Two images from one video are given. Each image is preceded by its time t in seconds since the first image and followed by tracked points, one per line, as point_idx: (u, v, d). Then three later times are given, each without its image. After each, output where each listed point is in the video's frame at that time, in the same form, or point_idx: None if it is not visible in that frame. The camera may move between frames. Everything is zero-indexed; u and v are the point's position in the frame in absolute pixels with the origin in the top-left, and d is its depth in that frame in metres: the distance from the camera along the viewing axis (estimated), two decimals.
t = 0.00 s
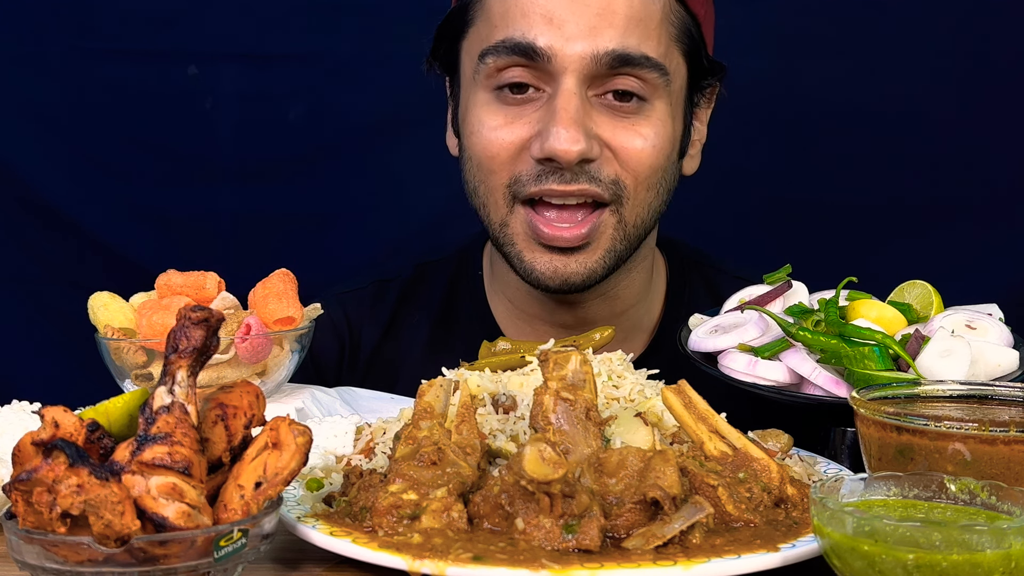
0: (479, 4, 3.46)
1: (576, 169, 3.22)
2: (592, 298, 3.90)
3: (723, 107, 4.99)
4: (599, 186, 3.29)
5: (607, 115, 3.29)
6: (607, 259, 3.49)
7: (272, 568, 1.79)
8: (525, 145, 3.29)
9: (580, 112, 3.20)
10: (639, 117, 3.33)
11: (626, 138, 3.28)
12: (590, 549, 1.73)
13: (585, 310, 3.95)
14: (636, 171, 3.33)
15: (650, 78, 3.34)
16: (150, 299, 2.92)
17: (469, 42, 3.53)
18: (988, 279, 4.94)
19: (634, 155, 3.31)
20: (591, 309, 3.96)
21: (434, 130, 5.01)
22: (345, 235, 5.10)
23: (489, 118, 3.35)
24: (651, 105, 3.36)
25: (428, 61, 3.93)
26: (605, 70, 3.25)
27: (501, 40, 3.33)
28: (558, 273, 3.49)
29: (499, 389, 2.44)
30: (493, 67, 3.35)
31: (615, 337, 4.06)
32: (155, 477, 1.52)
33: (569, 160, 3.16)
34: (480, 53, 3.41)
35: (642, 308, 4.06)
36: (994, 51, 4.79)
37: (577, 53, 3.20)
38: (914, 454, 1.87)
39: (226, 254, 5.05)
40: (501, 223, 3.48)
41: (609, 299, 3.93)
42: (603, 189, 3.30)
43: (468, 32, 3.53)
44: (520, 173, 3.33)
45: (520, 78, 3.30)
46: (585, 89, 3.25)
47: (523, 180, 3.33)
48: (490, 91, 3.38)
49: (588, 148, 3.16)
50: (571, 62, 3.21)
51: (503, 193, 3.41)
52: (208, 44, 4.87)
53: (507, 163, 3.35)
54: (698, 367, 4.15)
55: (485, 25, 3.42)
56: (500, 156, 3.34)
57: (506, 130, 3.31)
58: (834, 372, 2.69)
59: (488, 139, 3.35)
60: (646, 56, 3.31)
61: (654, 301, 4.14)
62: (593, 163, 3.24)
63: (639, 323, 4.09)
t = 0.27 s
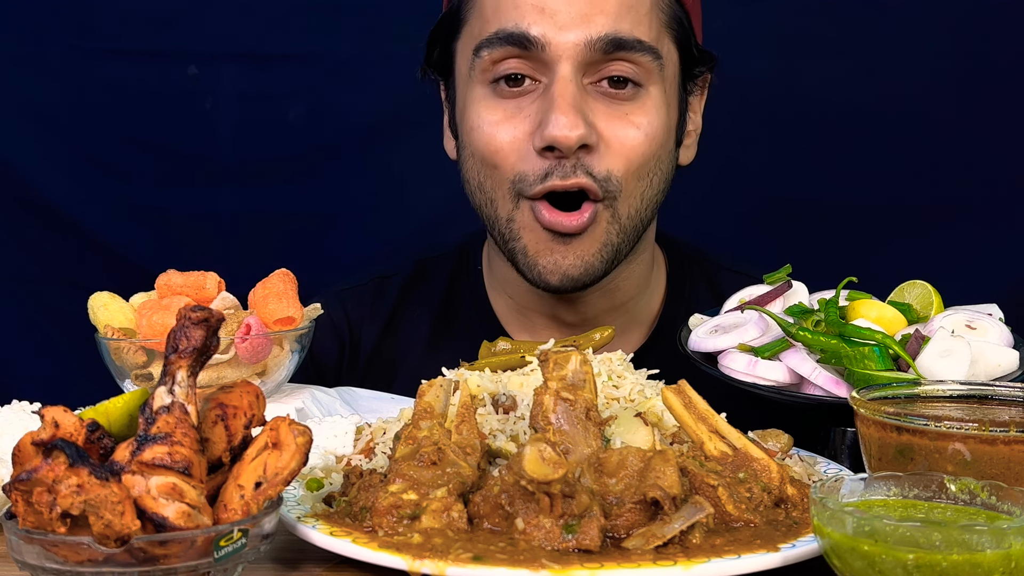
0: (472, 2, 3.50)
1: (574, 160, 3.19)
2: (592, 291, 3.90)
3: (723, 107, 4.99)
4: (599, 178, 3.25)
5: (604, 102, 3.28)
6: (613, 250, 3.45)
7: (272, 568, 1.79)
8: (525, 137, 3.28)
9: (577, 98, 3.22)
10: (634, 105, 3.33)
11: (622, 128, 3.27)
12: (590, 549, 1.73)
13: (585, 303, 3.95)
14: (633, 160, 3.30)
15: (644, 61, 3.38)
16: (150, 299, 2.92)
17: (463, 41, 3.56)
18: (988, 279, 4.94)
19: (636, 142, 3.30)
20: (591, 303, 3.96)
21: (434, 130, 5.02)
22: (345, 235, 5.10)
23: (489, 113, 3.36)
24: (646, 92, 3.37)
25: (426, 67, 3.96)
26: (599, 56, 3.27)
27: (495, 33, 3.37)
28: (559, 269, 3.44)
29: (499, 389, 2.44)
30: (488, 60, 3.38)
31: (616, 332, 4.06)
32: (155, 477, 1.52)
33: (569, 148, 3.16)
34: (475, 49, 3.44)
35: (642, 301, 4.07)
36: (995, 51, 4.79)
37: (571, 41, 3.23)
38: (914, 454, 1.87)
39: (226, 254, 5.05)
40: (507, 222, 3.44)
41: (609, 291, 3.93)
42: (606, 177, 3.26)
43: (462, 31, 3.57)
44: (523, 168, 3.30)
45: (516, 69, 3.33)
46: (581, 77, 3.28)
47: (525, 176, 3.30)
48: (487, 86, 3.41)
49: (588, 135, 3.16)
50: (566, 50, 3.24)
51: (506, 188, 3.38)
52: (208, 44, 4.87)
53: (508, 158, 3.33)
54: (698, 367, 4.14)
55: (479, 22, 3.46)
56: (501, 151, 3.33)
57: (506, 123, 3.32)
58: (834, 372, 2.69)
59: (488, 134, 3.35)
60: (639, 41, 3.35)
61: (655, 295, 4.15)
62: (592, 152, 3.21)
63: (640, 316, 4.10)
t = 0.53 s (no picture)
0: (474, 3, 3.48)
1: (574, 165, 3.22)
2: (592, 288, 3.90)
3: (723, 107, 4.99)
4: (598, 179, 3.27)
5: (605, 108, 3.28)
6: (609, 250, 3.47)
7: (272, 568, 1.79)
8: (525, 141, 3.28)
9: (579, 105, 3.22)
10: (636, 111, 3.33)
11: (623, 133, 3.28)
12: (590, 549, 1.73)
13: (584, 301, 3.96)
14: (634, 164, 3.31)
15: (647, 71, 3.37)
16: (150, 299, 2.92)
17: (465, 42, 3.54)
18: (988, 279, 4.94)
19: (634, 147, 3.30)
20: (590, 300, 3.97)
21: (434, 130, 5.02)
22: (345, 235, 5.09)
23: (489, 115, 3.35)
24: (647, 99, 3.37)
25: (426, 64, 3.95)
26: (601, 64, 3.27)
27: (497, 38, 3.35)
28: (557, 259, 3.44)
29: (499, 389, 2.44)
30: (490, 65, 3.36)
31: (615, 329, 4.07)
32: (155, 477, 1.52)
33: (569, 155, 3.17)
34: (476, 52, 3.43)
35: (642, 298, 4.08)
36: (995, 51, 4.79)
37: (574, 49, 3.22)
38: (914, 454, 1.87)
39: (226, 254, 5.05)
40: (502, 220, 3.46)
41: (607, 289, 3.94)
42: (603, 181, 3.28)
43: (463, 32, 3.55)
44: (521, 169, 3.31)
45: (519, 74, 3.31)
46: (583, 84, 3.27)
47: (523, 177, 3.31)
48: (488, 89, 3.39)
49: (588, 143, 3.17)
50: (568, 58, 3.23)
51: (503, 185, 3.38)
52: (207, 44, 4.87)
53: (507, 159, 3.33)
54: (698, 367, 4.14)
55: (481, 25, 3.44)
56: (500, 153, 3.33)
57: (506, 127, 3.31)
58: (834, 372, 2.69)
59: (488, 136, 3.35)
60: (641, 50, 3.34)
61: (654, 293, 4.16)
62: (592, 157, 3.23)
63: (640, 314, 4.11)
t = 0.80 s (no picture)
0: None
1: (559, 173, 3.23)
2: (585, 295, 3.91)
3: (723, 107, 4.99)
4: (582, 189, 3.29)
5: (599, 120, 3.26)
6: (585, 257, 3.48)
7: (272, 568, 1.79)
8: (515, 143, 3.28)
9: (573, 115, 3.17)
10: (630, 125, 3.31)
11: (612, 146, 3.27)
12: (590, 549, 1.73)
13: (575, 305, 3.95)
14: (620, 177, 3.33)
15: (646, 87, 3.32)
16: (150, 299, 2.92)
17: (472, 33, 3.53)
18: (989, 279, 4.94)
19: (620, 160, 3.30)
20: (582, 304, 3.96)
21: (434, 130, 5.02)
22: (345, 235, 5.09)
23: (484, 113, 3.35)
24: (644, 115, 3.34)
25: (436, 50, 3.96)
26: (601, 75, 3.21)
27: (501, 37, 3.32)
28: (535, 262, 3.46)
29: (499, 389, 2.44)
30: (492, 63, 3.32)
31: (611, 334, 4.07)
32: (155, 476, 1.52)
33: (555, 162, 3.16)
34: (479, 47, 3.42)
35: (638, 304, 4.09)
36: (995, 51, 4.79)
37: (574, 56, 3.17)
38: (914, 454, 1.87)
39: (226, 254, 5.05)
40: (485, 215, 3.48)
41: (600, 295, 3.94)
42: (584, 192, 3.30)
43: (472, 23, 3.54)
44: (509, 170, 3.33)
45: (518, 78, 3.21)
46: (581, 93, 3.21)
47: (510, 178, 3.33)
48: (487, 86, 3.37)
49: (574, 152, 3.14)
50: (567, 65, 3.17)
51: (489, 186, 3.41)
52: (207, 44, 4.87)
53: (495, 158, 3.34)
54: (698, 367, 4.14)
55: (488, 21, 3.44)
56: (490, 151, 3.34)
57: (499, 126, 3.31)
58: (834, 373, 2.69)
59: (480, 133, 3.35)
60: (643, 66, 3.29)
61: (651, 296, 4.16)
62: (578, 167, 3.23)
63: (637, 318, 4.11)
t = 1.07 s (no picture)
0: None
1: (572, 176, 3.21)
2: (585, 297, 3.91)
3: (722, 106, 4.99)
4: (592, 195, 3.26)
5: (613, 125, 3.27)
6: (591, 264, 3.47)
7: (272, 568, 1.79)
8: (529, 143, 3.27)
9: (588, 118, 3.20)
10: (642, 132, 3.33)
11: (624, 152, 3.28)
12: (590, 549, 1.73)
13: (577, 307, 3.95)
14: (630, 185, 3.32)
15: (662, 95, 3.37)
16: (150, 299, 2.92)
17: (490, 28, 3.52)
18: (989, 279, 4.94)
19: (632, 166, 3.31)
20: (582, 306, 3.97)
21: (434, 130, 5.02)
22: (345, 235, 5.09)
23: (499, 110, 3.35)
24: (657, 122, 3.37)
25: (449, 37, 3.95)
26: (619, 80, 3.26)
27: (520, 34, 3.33)
28: (540, 266, 3.43)
29: (499, 389, 2.44)
30: (509, 59, 3.34)
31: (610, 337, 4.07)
32: (155, 477, 1.52)
33: (568, 166, 3.15)
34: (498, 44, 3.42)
35: (639, 307, 4.08)
36: (995, 51, 4.79)
37: (593, 59, 3.20)
38: (914, 454, 1.87)
39: (226, 254, 5.05)
40: (494, 215, 3.45)
41: (602, 299, 3.95)
42: (595, 198, 3.27)
43: (490, 18, 3.52)
44: (520, 171, 3.31)
45: (533, 74, 3.29)
46: (596, 96, 3.25)
47: (520, 178, 3.31)
48: (502, 82, 3.39)
49: (588, 157, 3.14)
50: (587, 68, 3.20)
51: (501, 187, 3.38)
52: (207, 44, 4.87)
53: (507, 157, 3.32)
54: (698, 367, 4.14)
55: (508, 16, 3.42)
56: (502, 150, 3.33)
57: (513, 126, 3.30)
58: (834, 373, 2.69)
59: (494, 131, 3.34)
60: (661, 72, 3.34)
61: (652, 299, 4.16)
62: (590, 172, 3.22)
63: (637, 321, 4.11)
